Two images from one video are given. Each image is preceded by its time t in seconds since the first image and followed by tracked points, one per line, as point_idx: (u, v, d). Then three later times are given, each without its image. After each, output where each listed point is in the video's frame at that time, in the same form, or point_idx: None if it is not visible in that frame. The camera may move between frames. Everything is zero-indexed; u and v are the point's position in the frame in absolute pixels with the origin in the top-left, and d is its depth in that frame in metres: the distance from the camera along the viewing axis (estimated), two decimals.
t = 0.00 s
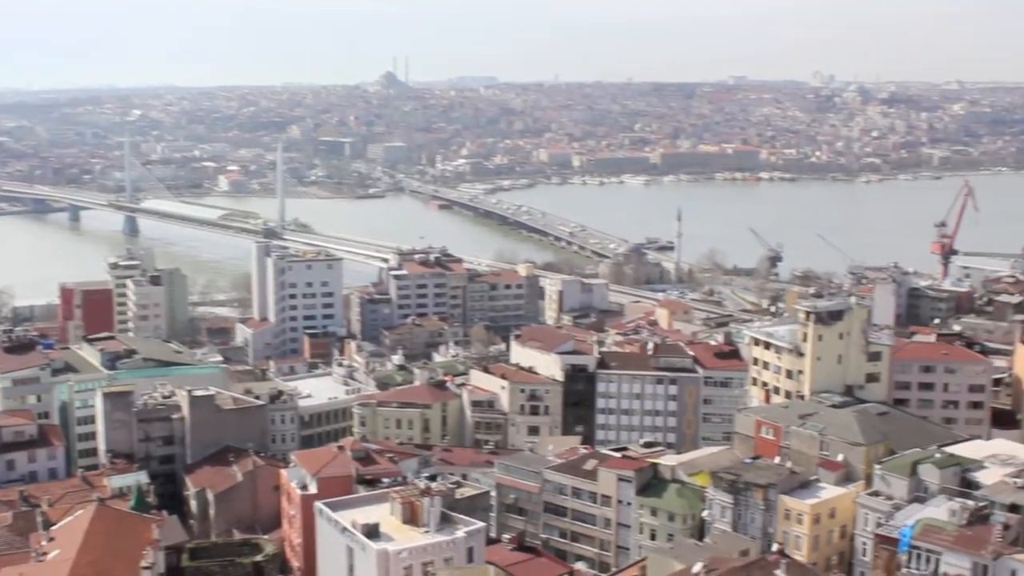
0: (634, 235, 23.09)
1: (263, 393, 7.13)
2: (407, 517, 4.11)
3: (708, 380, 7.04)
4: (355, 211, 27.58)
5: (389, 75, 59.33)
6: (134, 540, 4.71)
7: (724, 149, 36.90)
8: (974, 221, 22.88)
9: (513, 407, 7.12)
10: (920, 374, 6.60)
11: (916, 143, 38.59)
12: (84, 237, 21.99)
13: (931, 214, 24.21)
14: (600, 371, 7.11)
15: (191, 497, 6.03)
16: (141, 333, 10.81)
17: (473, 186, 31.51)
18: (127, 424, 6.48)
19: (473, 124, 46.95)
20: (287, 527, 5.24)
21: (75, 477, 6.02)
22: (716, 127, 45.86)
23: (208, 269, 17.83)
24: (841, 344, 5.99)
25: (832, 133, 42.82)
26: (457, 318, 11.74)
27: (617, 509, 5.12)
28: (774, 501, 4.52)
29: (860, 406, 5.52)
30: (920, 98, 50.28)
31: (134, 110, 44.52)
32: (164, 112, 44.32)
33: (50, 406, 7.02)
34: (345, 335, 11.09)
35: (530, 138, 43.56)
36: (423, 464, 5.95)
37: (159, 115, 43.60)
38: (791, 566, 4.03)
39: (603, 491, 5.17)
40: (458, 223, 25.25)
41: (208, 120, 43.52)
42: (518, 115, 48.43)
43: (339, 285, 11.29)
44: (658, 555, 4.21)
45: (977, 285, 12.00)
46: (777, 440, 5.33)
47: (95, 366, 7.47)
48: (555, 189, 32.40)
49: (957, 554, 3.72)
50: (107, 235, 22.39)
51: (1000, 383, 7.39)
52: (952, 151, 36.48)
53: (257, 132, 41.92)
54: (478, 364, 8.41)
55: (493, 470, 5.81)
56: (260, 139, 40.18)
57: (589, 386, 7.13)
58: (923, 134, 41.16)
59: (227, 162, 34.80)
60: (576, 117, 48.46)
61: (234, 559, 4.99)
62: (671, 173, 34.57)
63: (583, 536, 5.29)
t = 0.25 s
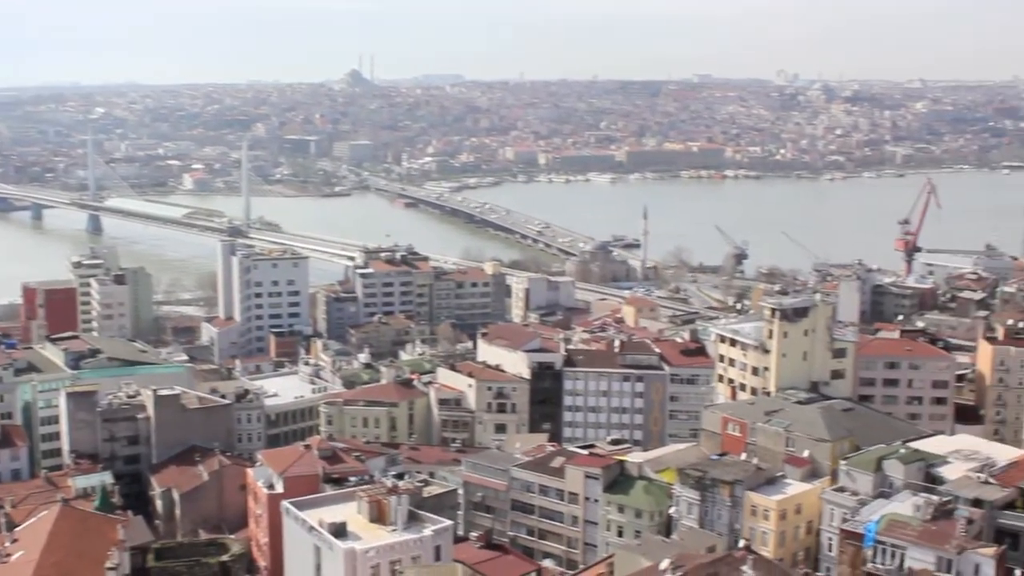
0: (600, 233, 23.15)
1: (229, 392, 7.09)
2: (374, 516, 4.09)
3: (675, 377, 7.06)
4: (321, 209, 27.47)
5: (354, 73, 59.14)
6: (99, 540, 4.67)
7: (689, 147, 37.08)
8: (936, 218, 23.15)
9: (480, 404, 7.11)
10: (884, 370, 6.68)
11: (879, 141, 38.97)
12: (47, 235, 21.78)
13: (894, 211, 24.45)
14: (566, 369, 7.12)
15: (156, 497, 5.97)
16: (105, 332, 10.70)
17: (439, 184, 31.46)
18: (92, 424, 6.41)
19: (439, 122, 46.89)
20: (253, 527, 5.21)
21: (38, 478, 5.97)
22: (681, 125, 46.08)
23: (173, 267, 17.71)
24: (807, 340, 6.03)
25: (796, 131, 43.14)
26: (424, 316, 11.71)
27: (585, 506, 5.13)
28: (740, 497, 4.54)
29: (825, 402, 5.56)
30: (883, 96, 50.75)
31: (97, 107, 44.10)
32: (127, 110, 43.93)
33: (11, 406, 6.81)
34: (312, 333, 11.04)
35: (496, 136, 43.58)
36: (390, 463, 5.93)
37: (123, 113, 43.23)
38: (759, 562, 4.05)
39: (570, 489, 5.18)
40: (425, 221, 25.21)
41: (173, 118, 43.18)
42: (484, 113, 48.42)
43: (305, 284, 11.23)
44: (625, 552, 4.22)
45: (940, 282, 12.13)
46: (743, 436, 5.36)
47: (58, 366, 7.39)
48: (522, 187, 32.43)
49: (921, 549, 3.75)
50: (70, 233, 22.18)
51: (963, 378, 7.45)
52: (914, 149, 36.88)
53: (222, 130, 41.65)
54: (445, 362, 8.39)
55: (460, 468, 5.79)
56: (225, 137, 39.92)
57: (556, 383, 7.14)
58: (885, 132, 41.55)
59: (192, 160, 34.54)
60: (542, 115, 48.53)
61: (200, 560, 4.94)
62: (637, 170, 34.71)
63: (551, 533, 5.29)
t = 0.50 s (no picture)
0: (567, 232, 23.16)
1: (195, 392, 7.03)
2: (341, 516, 4.07)
3: (641, 376, 7.07)
4: (287, 208, 27.30)
5: (320, 71, 58.86)
6: (64, 541, 4.65)
7: (655, 146, 37.18)
8: (900, 217, 23.34)
9: (447, 404, 7.08)
10: (849, 367, 6.71)
11: (843, 140, 39.25)
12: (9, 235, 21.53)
13: (858, 210, 24.62)
14: (533, 368, 7.12)
15: (121, 498, 5.90)
16: (69, 333, 10.60)
17: (406, 182, 31.35)
18: (55, 425, 6.30)
19: (406, 121, 46.75)
20: (219, 527, 5.18)
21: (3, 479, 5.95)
22: (648, 124, 46.21)
23: (137, 267, 17.54)
24: (772, 338, 6.06)
25: (761, 130, 43.37)
26: (390, 316, 11.66)
27: (552, 504, 5.13)
28: (706, 494, 4.56)
29: (791, 400, 5.59)
30: (847, 95, 51.13)
31: (60, 106, 43.59)
32: (90, 108, 43.46)
33: None
34: (278, 333, 10.97)
35: (463, 135, 43.50)
36: (356, 462, 5.89)
37: (86, 111, 42.78)
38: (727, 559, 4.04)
39: (537, 487, 5.17)
40: (392, 220, 25.11)
41: (136, 117, 42.77)
42: (450, 112, 48.31)
43: (271, 283, 11.16)
44: (593, 550, 4.22)
45: (905, 280, 12.22)
46: (709, 434, 5.38)
47: (21, 366, 7.31)
48: (489, 186, 32.38)
49: (886, 544, 3.77)
50: (33, 233, 21.92)
51: (927, 375, 7.52)
52: (878, 148, 37.18)
53: (187, 128, 41.30)
54: (412, 361, 8.35)
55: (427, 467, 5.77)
56: (189, 136, 39.58)
57: (523, 382, 7.14)
58: (850, 130, 41.86)
59: (157, 159, 34.24)
60: (509, 114, 48.50)
61: (166, 560, 4.87)
62: (604, 169, 34.76)
63: (518, 532, 5.28)
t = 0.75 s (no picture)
0: (533, 231, 23.13)
1: (160, 393, 6.96)
2: (308, 516, 4.03)
3: (608, 375, 7.07)
4: (252, 208, 27.09)
5: (285, 70, 58.52)
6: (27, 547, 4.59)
7: (621, 145, 37.25)
8: (864, 216, 23.51)
9: (413, 403, 7.05)
10: (815, 365, 6.73)
11: (808, 140, 39.51)
12: None
13: (823, 209, 24.77)
14: (500, 367, 7.10)
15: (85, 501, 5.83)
16: (32, 333, 10.49)
17: (372, 182, 31.21)
18: (19, 427, 6.23)
19: (372, 120, 46.56)
20: (185, 529, 5.12)
21: None
22: (614, 123, 46.30)
23: (101, 266, 17.35)
24: (738, 336, 6.08)
25: (727, 129, 43.57)
26: (357, 315, 11.59)
27: (520, 504, 5.11)
28: (673, 493, 4.56)
29: (757, 398, 5.60)
30: (812, 95, 51.48)
31: (21, 104, 43.05)
32: (52, 107, 42.96)
33: None
34: (244, 333, 10.88)
35: (429, 135, 43.39)
36: (323, 463, 5.85)
37: (48, 110, 42.27)
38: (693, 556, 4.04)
39: (505, 486, 5.15)
40: (358, 220, 24.98)
41: (100, 116, 42.33)
42: (416, 112, 48.17)
43: (237, 283, 11.09)
44: (561, 549, 4.20)
45: (869, 278, 12.30)
46: (676, 432, 5.38)
47: None
48: (455, 185, 32.29)
49: (852, 541, 3.78)
50: None
51: (891, 372, 7.57)
52: (842, 148, 37.44)
53: (151, 127, 40.91)
54: (379, 361, 8.31)
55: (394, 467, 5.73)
56: (154, 135, 39.21)
57: (489, 382, 7.12)
58: (815, 130, 42.13)
59: (121, 158, 33.89)
60: (475, 113, 48.43)
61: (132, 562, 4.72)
62: (570, 169, 34.77)
63: (486, 531, 5.26)
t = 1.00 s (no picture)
0: (500, 231, 23.11)
1: (126, 395, 6.89)
2: (276, 517, 4.00)
3: (575, 374, 7.06)
4: (218, 208, 26.90)
5: (251, 70, 58.19)
6: None
7: (587, 145, 37.32)
8: (829, 215, 23.67)
9: (381, 404, 7.01)
10: (781, 364, 6.77)
11: (773, 140, 39.76)
12: None
13: (788, 209, 24.93)
14: (468, 367, 7.07)
15: (49, 504, 5.74)
16: None
17: (338, 182, 31.08)
18: None
19: (338, 120, 46.39)
20: (152, 532, 5.06)
21: None
22: (580, 123, 46.39)
23: (65, 267, 17.17)
24: (705, 335, 6.10)
25: (693, 129, 43.77)
26: (323, 316, 11.53)
27: (487, 504, 5.09)
28: (641, 491, 4.56)
29: (723, 396, 5.62)
30: (777, 95, 51.82)
31: None
32: (14, 107, 42.46)
33: None
34: (210, 334, 10.79)
35: (395, 134, 43.27)
36: (290, 464, 5.81)
37: (10, 109, 41.77)
38: (660, 554, 4.03)
39: (473, 486, 5.13)
40: (324, 220, 24.87)
41: (63, 115, 41.89)
42: (383, 112, 48.03)
43: (203, 284, 10.99)
44: (528, 548, 4.19)
45: (834, 277, 12.39)
46: (643, 431, 5.39)
47: None
48: (422, 185, 32.22)
49: (818, 539, 3.79)
50: None
51: (856, 371, 7.62)
52: (807, 147, 37.71)
53: (115, 127, 40.53)
54: (346, 362, 8.26)
55: (361, 468, 5.70)
56: (118, 135, 38.85)
57: (457, 382, 7.10)
58: (780, 130, 42.42)
59: (84, 158, 33.55)
60: (441, 113, 48.35)
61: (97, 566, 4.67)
62: (536, 168, 34.78)
63: (454, 532, 5.24)
